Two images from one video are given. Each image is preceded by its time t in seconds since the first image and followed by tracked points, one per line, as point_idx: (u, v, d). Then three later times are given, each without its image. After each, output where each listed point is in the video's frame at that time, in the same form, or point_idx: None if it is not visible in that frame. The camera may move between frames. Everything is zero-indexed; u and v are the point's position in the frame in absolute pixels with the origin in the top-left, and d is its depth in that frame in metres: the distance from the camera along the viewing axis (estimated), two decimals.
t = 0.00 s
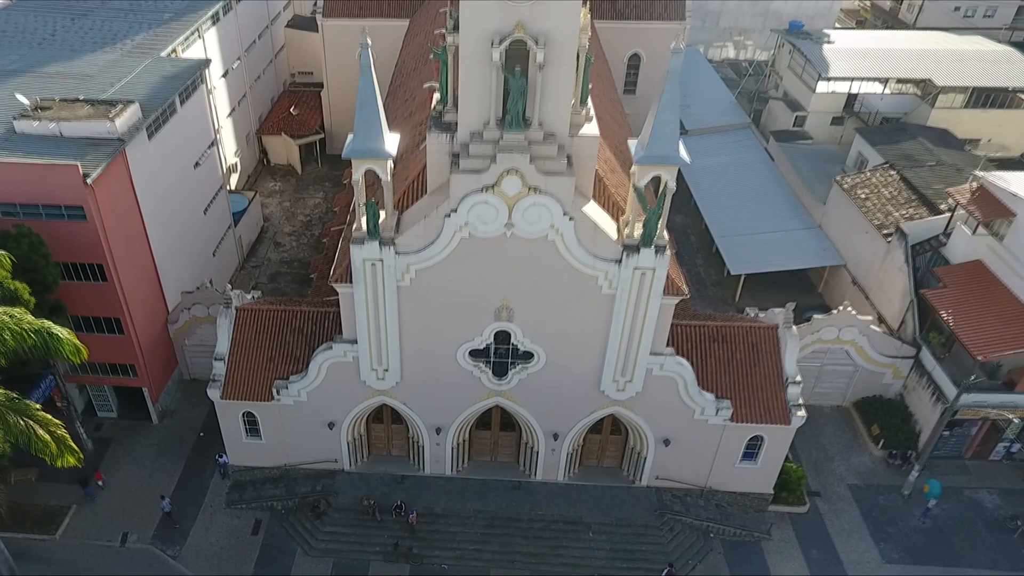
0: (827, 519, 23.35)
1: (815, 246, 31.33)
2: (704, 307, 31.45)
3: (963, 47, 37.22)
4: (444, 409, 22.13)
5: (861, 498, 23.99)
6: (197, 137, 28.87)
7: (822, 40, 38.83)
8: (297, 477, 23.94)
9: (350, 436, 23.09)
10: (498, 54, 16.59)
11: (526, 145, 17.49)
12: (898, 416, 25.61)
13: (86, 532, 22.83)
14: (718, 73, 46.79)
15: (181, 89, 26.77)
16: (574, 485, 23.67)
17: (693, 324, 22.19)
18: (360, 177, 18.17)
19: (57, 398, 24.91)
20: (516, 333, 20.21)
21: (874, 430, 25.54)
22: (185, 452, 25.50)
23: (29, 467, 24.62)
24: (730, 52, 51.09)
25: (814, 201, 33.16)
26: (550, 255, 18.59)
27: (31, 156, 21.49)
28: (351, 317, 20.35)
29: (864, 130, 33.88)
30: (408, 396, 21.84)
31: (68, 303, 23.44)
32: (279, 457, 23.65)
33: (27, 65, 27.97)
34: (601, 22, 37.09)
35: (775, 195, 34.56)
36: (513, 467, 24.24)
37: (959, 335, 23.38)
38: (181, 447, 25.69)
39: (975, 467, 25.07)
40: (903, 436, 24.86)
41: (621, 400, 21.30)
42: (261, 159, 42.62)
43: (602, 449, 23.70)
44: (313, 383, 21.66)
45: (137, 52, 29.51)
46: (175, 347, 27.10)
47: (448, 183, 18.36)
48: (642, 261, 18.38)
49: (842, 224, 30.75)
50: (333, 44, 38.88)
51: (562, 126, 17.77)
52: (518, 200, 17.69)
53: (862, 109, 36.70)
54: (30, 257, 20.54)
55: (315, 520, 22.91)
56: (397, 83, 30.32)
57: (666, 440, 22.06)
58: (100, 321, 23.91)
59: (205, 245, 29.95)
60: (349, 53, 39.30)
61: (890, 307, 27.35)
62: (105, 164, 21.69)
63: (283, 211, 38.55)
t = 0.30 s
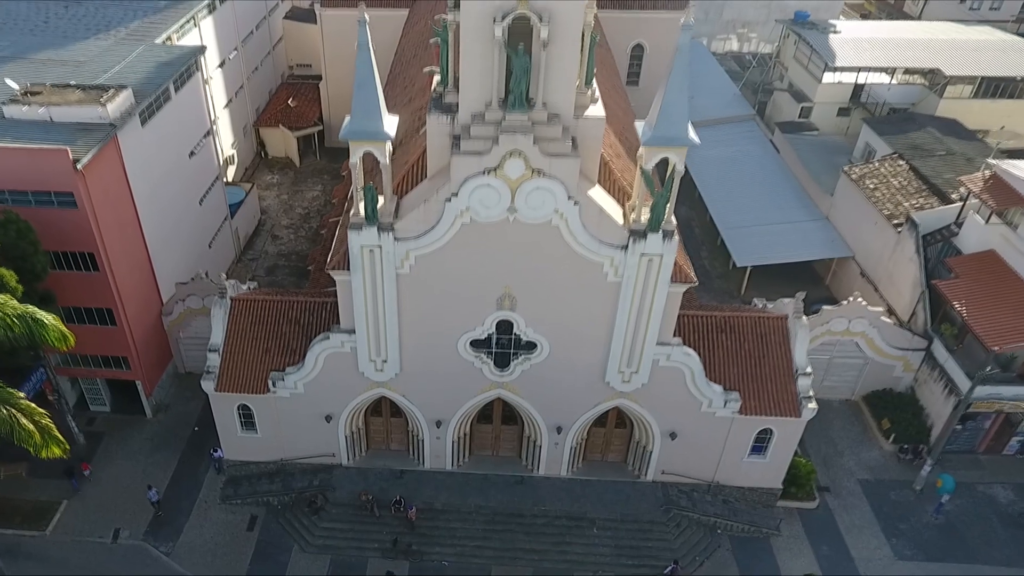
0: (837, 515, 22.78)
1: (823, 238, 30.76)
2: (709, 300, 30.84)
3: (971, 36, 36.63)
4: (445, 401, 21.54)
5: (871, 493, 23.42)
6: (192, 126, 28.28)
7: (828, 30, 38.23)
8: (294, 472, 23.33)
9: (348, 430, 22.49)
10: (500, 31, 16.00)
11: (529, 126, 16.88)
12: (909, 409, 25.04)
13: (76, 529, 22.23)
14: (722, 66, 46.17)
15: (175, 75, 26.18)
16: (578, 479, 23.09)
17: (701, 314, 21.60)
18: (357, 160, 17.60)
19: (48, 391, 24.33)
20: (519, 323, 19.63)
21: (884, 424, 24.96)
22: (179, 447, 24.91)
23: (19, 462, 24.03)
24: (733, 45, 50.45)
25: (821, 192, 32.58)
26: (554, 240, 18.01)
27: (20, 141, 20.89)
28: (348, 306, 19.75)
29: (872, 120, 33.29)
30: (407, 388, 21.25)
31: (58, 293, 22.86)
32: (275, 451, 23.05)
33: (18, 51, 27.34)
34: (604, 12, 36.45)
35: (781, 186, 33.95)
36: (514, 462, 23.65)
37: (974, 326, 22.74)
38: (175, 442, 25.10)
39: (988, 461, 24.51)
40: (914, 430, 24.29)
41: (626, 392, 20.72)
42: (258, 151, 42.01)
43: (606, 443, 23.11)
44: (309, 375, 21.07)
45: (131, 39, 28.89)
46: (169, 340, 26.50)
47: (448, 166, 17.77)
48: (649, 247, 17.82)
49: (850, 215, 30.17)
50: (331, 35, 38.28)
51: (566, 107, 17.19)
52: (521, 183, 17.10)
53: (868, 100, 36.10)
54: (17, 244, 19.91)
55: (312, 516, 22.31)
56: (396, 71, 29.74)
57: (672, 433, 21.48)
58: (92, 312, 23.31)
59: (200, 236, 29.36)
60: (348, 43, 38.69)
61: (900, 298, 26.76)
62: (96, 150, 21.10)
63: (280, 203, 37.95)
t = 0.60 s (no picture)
0: (848, 510, 22.19)
1: (831, 229, 30.17)
2: (715, 292, 30.24)
3: (980, 26, 36.03)
4: (446, 394, 20.95)
5: (883, 489, 22.83)
6: (187, 114, 27.69)
7: (834, 20, 37.64)
8: (291, 466, 22.74)
9: (346, 423, 21.90)
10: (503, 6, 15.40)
11: (533, 106, 16.28)
12: (921, 402, 24.45)
13: (66, 524, 21.64)
14: (726, 57, 45.60)
15: (170, 61, 25.60)
16: (582, 474, 22.50)
17: (709, 304, 21.00)
18: (355, 142, 17.01)
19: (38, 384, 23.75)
20: (522, 312, 19.04)
21: (896, 418, 24.38)
22: (173, 441, 24.31)
23: (9, 456, 23.44)
24: (737, 37, 49.86)
25: (828, 183, 31.98)
26: (558, 225, 17.42)
27: (9, 125, 20.30)
28: (346, 295, 19.15)
29: (880, 110, 32.69)
30: (407, 379, 20.66)
31: (48, 282, 22.26)
32: (271, 445, 22.44)
33: (9, 37, 26.73)
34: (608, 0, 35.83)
35: (788, 177, 33.36)
36: (517, 456, 23.07)
37: (988, 317, 22.11)
38: (169, 436, 24.51)
39: (1002, 456, 23.92)
40: (927, 424, 23.71)
41: (633, 383, 20.12)
42: (256, 144, 41.43)
43: (611, 437, 22.52)
44: (306, 366, 20.47)
45: (126, 25, 28.29)
46: (163, 332, 25.89)
47: (450, 148, 17.18)
48: (657, 232, 17.24)
49: (858, 206, 29.57)
50: (330, 24, 37.69)
51: (572, 86, 16.60)
52: (525, 165, 16.50)
53: (876, 91, 35.33)
54: (5, 230, 19.31)
55: (309, 511, 21.72)
56: (396, 59, 29.18)
57: (680, 426, 20.88)
58: (83, 302, 22.72)
59: (196, 227, 28.77)
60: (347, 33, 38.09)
61: (911, 290, 26.18)
62: (86, 135, 20.51)
63: (278, 196, 37.37)
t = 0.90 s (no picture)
0: (860, 505, 21.59)
1: (839, 220, 29.57)
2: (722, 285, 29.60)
3: (990, 15, 35.35)
4: (446, 386, 20.34)
5: (896, 484, 22.23)
6: (182, 101, 27.08)
7: (841, 9, 36.95)
8: (287, 461, 22.12)
9: (344, 416, 21.30)
10: None
11: (538, 85, 15.67)
12: (933, 396, 23.85)
13: (57, 520, 21.04)
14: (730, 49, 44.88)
15: (164, 46, 25.00)
16: (586, 469, 21.89)
17: (717, 293, 20.38)
18: (352, 122, 16.39)
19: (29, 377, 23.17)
20: (525, 300, 18.44)
21: (908, 412, 23.78)
22: (167, 436, 23.71)
23: None
24: (740, 30, 47.46)
25: (836, 174, 31.35)
26: (564, 210, 16.82)
27: None
28: (343, 283, 18.53)
29: (889, 100, 32.02)
30: (406, 371, 20.05)
31: (38, 272, 21.66)
32: (267, 439, 21.84)
33: None
34: None
35: (795, 169, 32.74)
36: (519, 450, 22.46)
37: (1004, 307, 21.39)
38: (163, 430, 23.90)
39: (1017, 450, 23.32)
40: (940, 418, 23.11)
41: (639, 374, 19.52)
42: (254, 136, 40.82)
43: (616, 430, 21.91)
44: (302, 357, 19.87)
45: (119, 11, 27.67)
46: (157, 325, 25.28)
47: (451, 129, 16.57)
48: (666, 217, 16.65)
49: (867, 196, 28.98)
50: (329, 14, 37.06)
51: (578, 64, 16.01)
52: (529, 146, 15.90)
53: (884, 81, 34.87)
54: None
55: (306, 507, 21.11)
56: (395, 46, 28.56)
57: (687, 419, 20.29)
58: (74, 292, 22.12)
59: (191, 218, 28.16)
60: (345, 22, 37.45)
61: (923, 281, 25.56)
62: (76, 118, 19.91)
63: (276, 188, 36.77)
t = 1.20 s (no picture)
0: (871, 501, 21.02)
1: (847, 211, 29.00)
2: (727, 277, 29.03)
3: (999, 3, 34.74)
4: (446, 378, 19.77)
5: (908, 479, 21.65)
6: (176, 89, 26.48)
7: None
8: (282, 456, 21.53)
9: (340, 410, 20.73)
10: None
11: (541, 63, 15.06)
12: (945, 389, 23.28)
13: (46, 516, 20.46)
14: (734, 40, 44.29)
15: (157, 32, 24.39)
16: (590, 464, 21.31)
17: (725, 283, 19.77)
18: (347, 103, 15.80)
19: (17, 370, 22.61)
20: (527, 289, 17.87)
21: (919, 406, 23.20)
22: (160, 430, 23.12)
23: None
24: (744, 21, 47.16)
25: (843, 165, 30.77)
26: (567, 194, 16.23)
27: None
28: (340, 271, 17.94)
29: (897, 89, 31.44)
30: (405, 362, 19.46)
31: (26, 261, 21.06)
32: (262, 434, 21.25)
33: None
34: None
35: (801, 160, 32.17)
36: (521, 445, 21.89)
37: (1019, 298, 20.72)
38: (156, 425, 23.31)
39: None
40: (952, 412, 22.54)
41: (645, 366, 18.94)
42: (251, 129, 40.25)
43: (621, 424, 21.33)
44: (297, 349, 19.28)
45: None
46: (150, 317, 24.70)
47: (450, 109, 15.97)
48: (673, 201, 16.08)
49: (876, 186, 28.40)
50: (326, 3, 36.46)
51: (582, 42, 15.41)
52: (532, 127, 15.31)
53: (891, 70, 34.28)
54: None
55: (301, 503, 20.52)
56: (394, 33, 27.96)
57: (694, 412, 19.71)
58: (63, 282, 21.53)
59: (185, 208, 27.57)
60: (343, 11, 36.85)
61: (934, 272, 24.98)
62: (64, 101, 19.32)
63: (273, 180, 36.19)
